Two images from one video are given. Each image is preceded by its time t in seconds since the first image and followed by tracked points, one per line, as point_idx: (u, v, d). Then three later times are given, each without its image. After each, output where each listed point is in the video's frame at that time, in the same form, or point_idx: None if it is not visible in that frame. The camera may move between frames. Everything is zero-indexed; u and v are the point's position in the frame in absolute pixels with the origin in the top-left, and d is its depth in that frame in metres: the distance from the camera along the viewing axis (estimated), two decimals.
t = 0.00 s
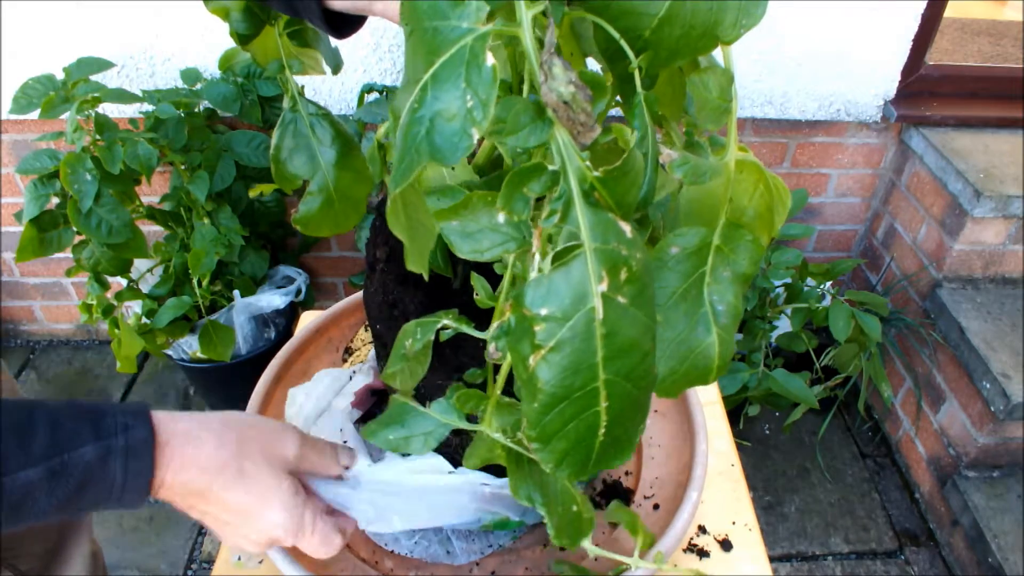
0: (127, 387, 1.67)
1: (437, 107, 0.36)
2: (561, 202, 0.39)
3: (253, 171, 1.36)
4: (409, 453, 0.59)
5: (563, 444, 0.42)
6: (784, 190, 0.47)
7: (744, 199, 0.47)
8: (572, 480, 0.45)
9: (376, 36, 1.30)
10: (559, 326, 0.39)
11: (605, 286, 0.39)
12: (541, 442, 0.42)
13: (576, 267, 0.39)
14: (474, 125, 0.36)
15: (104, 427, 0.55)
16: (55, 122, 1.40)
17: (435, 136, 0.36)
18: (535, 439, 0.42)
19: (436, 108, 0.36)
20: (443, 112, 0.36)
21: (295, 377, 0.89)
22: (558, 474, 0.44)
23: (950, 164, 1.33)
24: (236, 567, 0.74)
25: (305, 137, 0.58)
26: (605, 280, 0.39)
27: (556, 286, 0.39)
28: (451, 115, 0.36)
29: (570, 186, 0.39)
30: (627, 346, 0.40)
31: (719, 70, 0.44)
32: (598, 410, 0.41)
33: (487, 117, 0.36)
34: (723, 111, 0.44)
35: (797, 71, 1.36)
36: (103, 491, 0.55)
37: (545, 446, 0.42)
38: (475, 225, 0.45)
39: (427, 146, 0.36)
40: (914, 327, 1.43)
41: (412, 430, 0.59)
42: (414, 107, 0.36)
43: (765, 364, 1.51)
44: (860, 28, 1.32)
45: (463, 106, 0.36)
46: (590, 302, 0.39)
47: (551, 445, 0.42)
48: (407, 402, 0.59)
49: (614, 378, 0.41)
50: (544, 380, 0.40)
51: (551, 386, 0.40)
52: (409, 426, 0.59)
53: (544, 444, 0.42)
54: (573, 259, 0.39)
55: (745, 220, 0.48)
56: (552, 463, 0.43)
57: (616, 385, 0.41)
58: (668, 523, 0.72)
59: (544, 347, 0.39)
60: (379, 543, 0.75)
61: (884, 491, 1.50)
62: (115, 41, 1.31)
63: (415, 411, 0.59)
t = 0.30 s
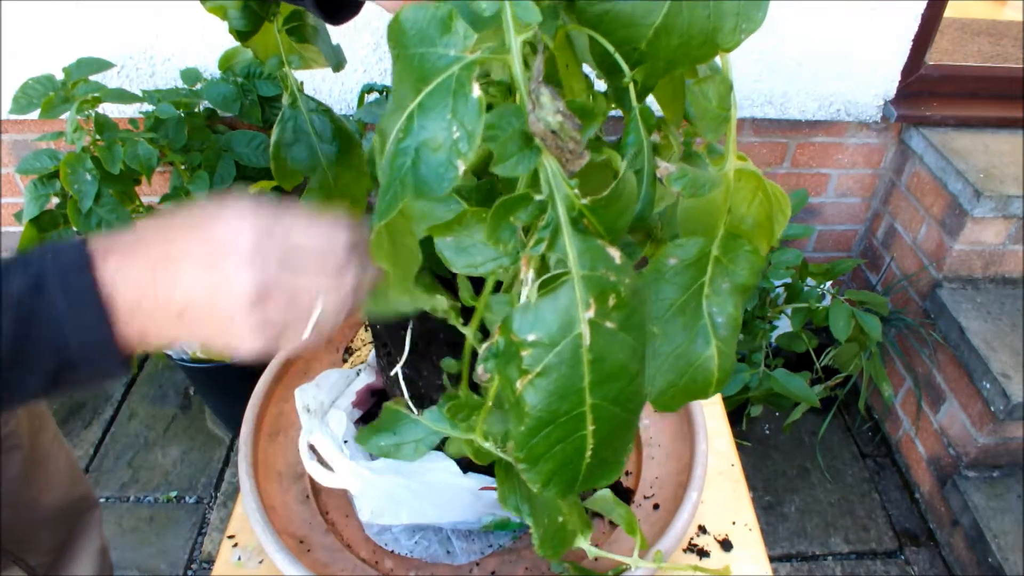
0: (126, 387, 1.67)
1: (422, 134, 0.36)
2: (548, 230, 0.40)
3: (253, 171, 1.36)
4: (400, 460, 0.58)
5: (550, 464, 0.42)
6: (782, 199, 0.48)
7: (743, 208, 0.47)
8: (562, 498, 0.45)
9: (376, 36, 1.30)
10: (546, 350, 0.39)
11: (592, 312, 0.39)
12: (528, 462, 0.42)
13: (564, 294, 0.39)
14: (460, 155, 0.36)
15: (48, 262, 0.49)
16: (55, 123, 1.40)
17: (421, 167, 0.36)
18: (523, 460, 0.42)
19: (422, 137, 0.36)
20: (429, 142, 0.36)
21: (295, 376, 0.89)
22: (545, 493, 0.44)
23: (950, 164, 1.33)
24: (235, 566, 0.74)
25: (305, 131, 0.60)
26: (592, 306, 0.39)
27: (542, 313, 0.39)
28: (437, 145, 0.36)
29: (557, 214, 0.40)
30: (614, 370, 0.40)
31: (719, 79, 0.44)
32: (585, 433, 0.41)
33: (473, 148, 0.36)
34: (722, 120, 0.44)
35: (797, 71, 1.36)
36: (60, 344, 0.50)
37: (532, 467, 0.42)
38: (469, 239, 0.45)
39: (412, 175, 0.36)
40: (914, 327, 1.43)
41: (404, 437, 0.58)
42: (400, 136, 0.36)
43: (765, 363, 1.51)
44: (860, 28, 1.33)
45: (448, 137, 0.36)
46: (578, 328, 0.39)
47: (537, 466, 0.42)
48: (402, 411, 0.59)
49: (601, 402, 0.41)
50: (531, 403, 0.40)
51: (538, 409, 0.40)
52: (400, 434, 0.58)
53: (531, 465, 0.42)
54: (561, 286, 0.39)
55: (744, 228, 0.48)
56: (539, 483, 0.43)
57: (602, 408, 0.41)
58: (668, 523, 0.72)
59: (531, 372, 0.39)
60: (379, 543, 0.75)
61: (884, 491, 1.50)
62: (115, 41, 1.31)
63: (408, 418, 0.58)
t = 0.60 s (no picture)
0: (126, 387, 1.67)
1: (525, 82, 0.27)
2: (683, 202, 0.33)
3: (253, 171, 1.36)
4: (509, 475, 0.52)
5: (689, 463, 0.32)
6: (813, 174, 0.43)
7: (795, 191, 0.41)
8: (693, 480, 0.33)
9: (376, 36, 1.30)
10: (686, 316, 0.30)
11: (719, 290, 0.30)
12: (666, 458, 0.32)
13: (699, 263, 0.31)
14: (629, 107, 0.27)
15: (201, 85, 0.42)
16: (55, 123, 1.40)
17: (578, 137, 0.27)
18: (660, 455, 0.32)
19: (578, 93, 0.27)
20: (588, 100, 0.27)
21: (295, 376, 0.89)
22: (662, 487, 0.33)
23: (950, 164, 1.33)
24: (236, 567, 0.74)
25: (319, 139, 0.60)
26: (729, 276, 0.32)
27: (673, 291, 0.30)
28: (600, 102, 0.27)
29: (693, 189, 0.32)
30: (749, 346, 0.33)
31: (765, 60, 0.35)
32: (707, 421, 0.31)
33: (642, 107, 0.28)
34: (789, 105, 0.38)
35: (797, 71, 1.36)
36: (208, 172, 0.41)
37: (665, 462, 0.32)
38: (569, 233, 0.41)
39: (530, 138, 0.27)
40: (914, 327, 1.43)
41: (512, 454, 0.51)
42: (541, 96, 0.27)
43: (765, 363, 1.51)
44: (861, 29, 1.33)
45: (613, 97, 0.27)
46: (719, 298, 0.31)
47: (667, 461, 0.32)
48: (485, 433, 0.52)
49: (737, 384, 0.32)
50: (664, 386, 0.30)
51: (679, 391, 0.30)
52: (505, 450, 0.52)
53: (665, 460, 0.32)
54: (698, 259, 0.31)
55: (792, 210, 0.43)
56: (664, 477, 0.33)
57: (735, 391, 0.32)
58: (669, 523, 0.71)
59: (667, 347, 0.30)
60: (380, 543, 0.75)
61: (884, 491, 1.50)
62: (115, 41, 1.31)
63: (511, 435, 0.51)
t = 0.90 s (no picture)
0: (126, 387, 1.67)
1: (674, 91, 0.32)
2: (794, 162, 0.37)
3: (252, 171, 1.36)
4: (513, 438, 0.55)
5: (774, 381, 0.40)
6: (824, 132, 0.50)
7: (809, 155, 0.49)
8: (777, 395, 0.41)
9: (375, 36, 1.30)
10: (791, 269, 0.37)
11: (830, 234, 0.36)
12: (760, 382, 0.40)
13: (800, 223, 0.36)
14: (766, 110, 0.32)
15: (264, 68, 0.44)
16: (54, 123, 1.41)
17: (719, 130, 0.32)
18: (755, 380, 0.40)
19: (723, 100, 0.32)
20: (733, 105, 0.32)
21: (295, 376, 0.89)
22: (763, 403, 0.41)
23: (950, 164, 1.33)
24: (236, 567, 0.74)
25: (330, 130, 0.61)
26: (831, 229, 0.36)
27: (790, 239, 0.36)
28: (745, 105, 0.32)
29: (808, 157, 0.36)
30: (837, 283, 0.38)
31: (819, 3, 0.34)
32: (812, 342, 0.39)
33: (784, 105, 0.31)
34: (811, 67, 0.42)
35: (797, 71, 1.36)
36: (265, 154, 0.44)
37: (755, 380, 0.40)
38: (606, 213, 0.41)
39: (687, 140, 0.33)
40: (914, 327, 1.43)
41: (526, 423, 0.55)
42: (701, 100, 0.32)
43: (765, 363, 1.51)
44: (861, 28, 1.32)
45: (756, 100, 0.32)
46: (817, 249, 0.36)
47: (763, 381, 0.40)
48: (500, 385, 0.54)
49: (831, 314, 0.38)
50: (771, 318, 0.38)
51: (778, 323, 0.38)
52: (512, 411, 0.54)
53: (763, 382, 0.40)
54: (799, 216, 0.36)
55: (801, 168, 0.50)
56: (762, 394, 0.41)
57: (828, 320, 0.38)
58: (669, 522, 0.71)
59: (773, 291, 0.37)
60: (379, 542, 0.75)
61: (884, 491, 1.50)
62: (115, 41, 1.31)
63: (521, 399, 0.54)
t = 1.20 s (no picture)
0: (126, 387, 1.67)
1: (548, 22, 0.33)
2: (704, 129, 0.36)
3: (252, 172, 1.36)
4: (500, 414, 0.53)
5: (685, 375, 0.37)
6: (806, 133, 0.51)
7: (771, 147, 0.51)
8: (681, 419, 0.39)
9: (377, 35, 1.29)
10: (696, 248, 0.35)
11: (737, 209, 0.35)
12: (664, 372, 0.37)
13: (706, 190, 0.35)
14: (641, 52, 0.32)
15: (265, 60, 0.43)
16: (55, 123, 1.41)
17: (599, 67, 0.32)
18: (658, 368, 0.37)
19: (598, 36, 0.32)
20: (607, 41, 0.32)
21: (295, 377, 0.89)
22: (673, 413, 0.38)
23: (950, 164, 1.33)
24: (236, 567, 0.74)
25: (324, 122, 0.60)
26: (737, 203, 0.35)
27: (695, 209, 0.35)
28: (616, 44, 0.32)
29: (709, 116, 0.36)
30: (751, 270, 0.36)
31: None
32: (724, 334, 0.36)
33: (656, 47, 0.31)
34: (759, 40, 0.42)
35: (797, 71, 1.36)
36: (268, 148, 0.43)
37: (666, 378, 0.37)
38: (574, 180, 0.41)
39: (555, 69, 0.33)
40: (914, 327, 1.43)
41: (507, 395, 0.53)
42: (575, 29, 0.32)
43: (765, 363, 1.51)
44: (861, 28, 1.32)
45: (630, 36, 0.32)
46: (725, 225, 0.35)
47: (673, 374, 0.37)
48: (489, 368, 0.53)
49: (739, 302, 0.36)
50: (676, 304, 0.35)
51: (684, 310, 0.35)
52: (501, 390, 0.53)
53: (666, 374, 0.37)
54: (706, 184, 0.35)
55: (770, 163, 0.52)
56: (669, 398, 0.38)
57: (737, 308, 0.36)
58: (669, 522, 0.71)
59: (681, 273, 0.35)
60: (379, 542, 0.75)
61: (884, 491, 1.50)
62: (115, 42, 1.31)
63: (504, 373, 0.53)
